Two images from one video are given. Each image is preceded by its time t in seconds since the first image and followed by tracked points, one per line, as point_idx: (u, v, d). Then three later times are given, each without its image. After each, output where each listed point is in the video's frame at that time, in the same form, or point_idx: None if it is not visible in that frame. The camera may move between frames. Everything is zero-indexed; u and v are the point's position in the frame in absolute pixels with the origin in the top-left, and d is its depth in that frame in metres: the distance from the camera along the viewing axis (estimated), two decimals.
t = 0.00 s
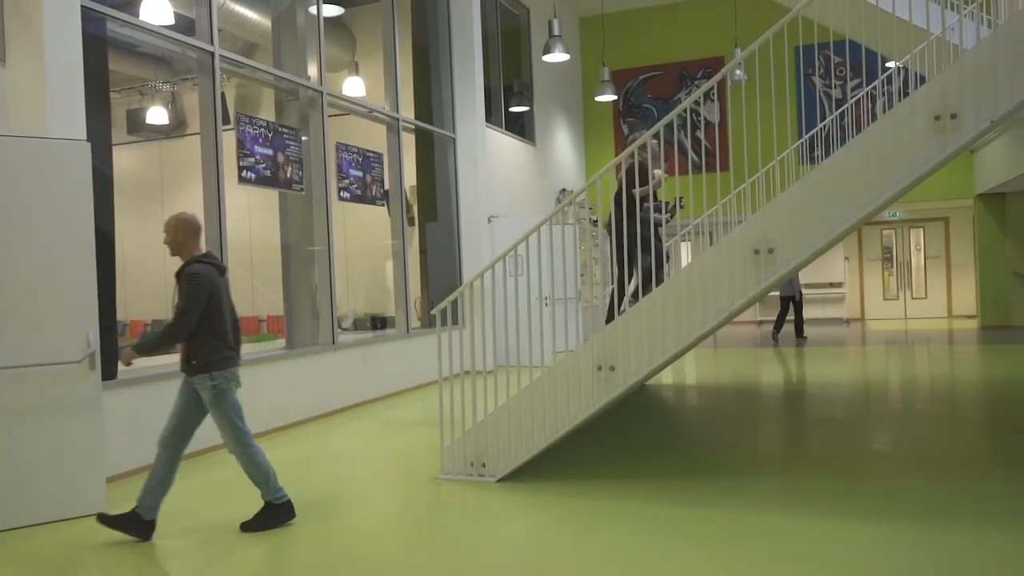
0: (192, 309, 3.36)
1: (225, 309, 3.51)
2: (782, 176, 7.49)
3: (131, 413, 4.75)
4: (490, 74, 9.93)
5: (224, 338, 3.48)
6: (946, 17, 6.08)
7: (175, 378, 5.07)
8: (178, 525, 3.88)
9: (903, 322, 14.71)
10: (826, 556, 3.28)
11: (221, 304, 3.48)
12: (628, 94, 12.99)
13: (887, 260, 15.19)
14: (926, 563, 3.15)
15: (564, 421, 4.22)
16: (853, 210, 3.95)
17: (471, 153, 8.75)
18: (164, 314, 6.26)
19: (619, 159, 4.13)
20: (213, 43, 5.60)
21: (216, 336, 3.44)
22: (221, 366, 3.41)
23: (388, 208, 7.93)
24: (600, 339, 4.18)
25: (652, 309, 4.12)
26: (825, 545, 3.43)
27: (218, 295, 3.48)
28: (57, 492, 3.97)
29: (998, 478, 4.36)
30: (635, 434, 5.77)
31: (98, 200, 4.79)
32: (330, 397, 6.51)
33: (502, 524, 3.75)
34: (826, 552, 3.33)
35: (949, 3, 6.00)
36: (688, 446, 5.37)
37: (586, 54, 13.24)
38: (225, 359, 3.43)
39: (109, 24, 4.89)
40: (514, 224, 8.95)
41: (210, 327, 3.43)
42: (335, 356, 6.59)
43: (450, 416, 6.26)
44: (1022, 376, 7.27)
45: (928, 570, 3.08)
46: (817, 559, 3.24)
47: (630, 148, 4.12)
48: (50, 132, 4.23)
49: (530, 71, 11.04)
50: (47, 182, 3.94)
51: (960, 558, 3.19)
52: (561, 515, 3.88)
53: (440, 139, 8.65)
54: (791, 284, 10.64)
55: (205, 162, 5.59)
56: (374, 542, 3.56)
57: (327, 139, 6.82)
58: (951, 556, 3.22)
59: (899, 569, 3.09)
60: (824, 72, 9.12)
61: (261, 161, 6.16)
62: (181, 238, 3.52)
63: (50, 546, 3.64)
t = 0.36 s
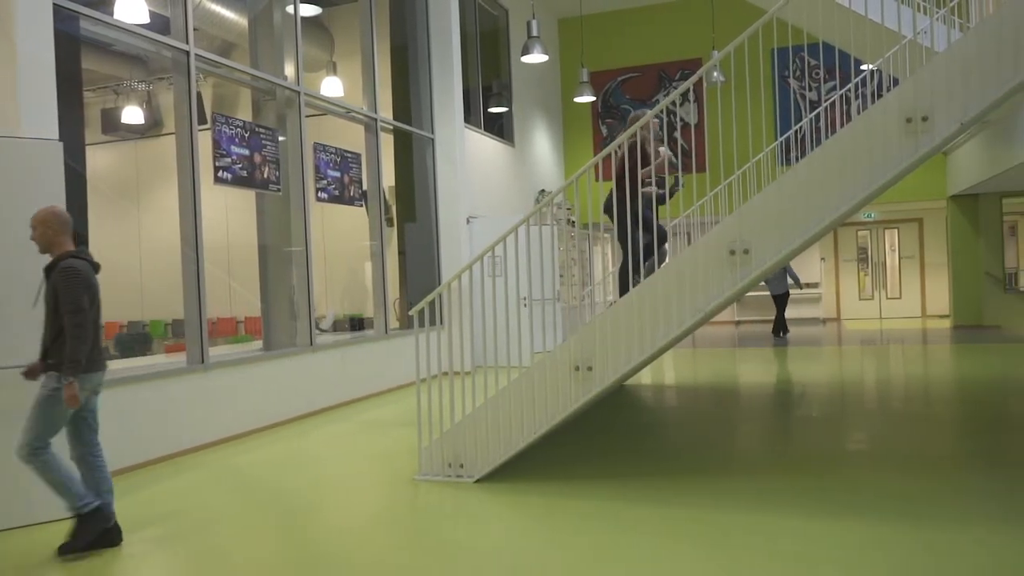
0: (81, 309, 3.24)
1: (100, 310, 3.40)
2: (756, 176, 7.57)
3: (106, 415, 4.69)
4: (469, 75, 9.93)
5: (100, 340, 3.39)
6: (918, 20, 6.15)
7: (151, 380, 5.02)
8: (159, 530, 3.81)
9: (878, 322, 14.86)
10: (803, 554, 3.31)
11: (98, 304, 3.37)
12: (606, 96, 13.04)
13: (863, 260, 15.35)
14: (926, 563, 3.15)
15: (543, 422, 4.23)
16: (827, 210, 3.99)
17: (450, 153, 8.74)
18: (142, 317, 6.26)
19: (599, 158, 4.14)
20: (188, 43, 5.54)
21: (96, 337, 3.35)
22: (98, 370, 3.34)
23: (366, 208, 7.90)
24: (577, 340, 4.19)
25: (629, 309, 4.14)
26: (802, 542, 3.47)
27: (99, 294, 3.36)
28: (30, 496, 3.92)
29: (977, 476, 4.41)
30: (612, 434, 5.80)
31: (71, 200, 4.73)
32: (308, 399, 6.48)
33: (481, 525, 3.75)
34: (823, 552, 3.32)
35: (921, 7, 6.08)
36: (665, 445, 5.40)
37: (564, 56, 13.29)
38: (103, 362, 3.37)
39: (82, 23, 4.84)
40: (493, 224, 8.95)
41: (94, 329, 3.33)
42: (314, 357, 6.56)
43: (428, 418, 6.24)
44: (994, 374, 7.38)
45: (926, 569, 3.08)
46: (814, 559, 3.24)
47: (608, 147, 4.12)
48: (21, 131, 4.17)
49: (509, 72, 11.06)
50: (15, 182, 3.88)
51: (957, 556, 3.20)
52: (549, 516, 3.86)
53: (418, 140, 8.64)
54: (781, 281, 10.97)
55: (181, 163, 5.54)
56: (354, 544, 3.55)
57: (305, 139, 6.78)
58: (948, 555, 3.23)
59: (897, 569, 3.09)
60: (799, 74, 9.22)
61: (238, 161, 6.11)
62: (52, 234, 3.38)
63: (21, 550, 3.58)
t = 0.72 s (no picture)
0: None
1: None
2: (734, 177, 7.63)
3: (81, 417, 4.64)
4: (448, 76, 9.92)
5: None
6: (893, 23, 6.23)
7: (128, 382, 4.96)
8: (138, 534, 3.75)
9: (855, 322, 14.99)
10: (781, 553, 3.33)
11: None
12: (586, 97, 13.08)
13: (840, 261, 15.50)
14: (919, 563, 3.15)
15: (522, 422, 4.24)
16: (804, 211, 4.03)
17: (429, 153, 8.71)
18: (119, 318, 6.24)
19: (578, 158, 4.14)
20: (165, 42, 5.48)
21: None
22: None
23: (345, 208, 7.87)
24: (555, 341, 4.20)
25: (608, 309, 4.15)
26: (780, 541, 3.49)
27: None
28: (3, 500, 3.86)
29: (950, 473, 4.47)
30: (591, 434, 5.81)
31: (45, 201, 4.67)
32: (287, 401, 6.44)
33: (461, 526, 3.74)
34: (815, 552, 3.33)
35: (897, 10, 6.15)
36: (644, 445, 5.42)
37: (544, 57, 13.32)
38: None
39: (56, 21, 4.78)
40: (473, 224, 8.94)
41: None
42: (293, 359, 6.52)
43: (407, 419, 6.23)
44: (969, 373, 7.47)
45: (918, 569, 3.09)
46: (805, 559, 3.24)
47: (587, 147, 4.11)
48: None
49: (489, 73, 11.06)
50: None
51: (948, 556, 3.21)
52: (532, 518, 3.85)
53: (398, 140, 8.62)
54: (769, 281, 11.31)
55: (157, 163, 5.49)
56: (333, 546, 3.53)
57: (283, 139, 6.73)
58: (937, 554, 3.25)
59: (889, 569, 3.10)
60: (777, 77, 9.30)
61: (215, 161, 6.07)
62: None
63: None
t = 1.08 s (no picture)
0: None
1: None
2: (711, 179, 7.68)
3: (55, 420, 4.58)
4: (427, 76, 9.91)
5: None
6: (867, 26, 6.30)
7: (102, 384, 4.90)
8: (112, 538, 3.71)
9: (832, 322, 15.04)
10: (758, 551, 3.35)
11: None
12: (565, 98, 13.11)
13: (818, 261, 15.64)
14: (904, 560, 3.17)
15: (501, 422, 4.24)
16: (780, 211, 4.06)
17: (409, 153, 8.69)
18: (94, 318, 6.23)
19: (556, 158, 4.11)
20: (140, 40, 5.42)
21: None
22: None
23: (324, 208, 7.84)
24: (534, 341, 4.21)
25: (587, 309, 4.16)
26: (757, 540, 3.52)
27: None
28: None
29: (923, 471, 4.53)
30: (569, 435, 5.82)
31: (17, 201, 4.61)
32: (264, 402, 6.40)
33: (440, 527, 3.73)
34: (808, 552, 3.33)
35: (870, 13, 6.22)
36: (622, 445, 5.44)
37: (523, 58, 13.34)
38: None
39: (28, 18, 4.72)
40: (452, 225, 8.92)
41: None
42: (271, 360, 6.48)
43: (386, 420, 6.21)
44: (943, 372, 7.56)
45: (900, 566, 3.11)
46: (791, 557, 3.25)
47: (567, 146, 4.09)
48: None
49: (469, 74, 11.06)
50: None
51: (932, 553, 3.24)
52: (513, 520, 3.84)
53: (377, 140, 8.59)
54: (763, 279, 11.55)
55: (132, 162, 5.43)
56: (311, 548, 3.50)
57: (261, 139, 6.68)
58: (929, 553, 3.25)
59: (884, 569, 3.10)
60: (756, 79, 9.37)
61: (191, 160, 6.01)
62: None
63: None
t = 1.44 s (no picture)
0: None
1: None
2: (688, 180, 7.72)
3: (29, 423, 4.53)
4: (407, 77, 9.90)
5: None
6: (841, 29, 6.36)
7: (77, 386, 4.85)
8: (88, 541, 3.67)
9: (808, 322, 15.06)
10: (735, 549, 3.39)
11: None
12: (545, 98, 13.14)
13: (795, 262, 15.79)
14: (875, 557, 3.22)
15: (481, 422, 4.24)
16: (758, 210, 4.10)
17: (389, 153, 8.68)
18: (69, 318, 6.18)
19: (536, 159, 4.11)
20: (115, 39, 5.37)
21: None
22: None
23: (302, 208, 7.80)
24: (513, 341, 4.21)
25: (565, 309, 4.18)
26: (735, 537, 3.55)
27: None
28: None
29: (896, 469, 4.59)
30: (548, 435, 5.83)
31: None
32: (242, 404, 6.36)
33: (420, 527, 3.73)
34: (795, 551, 3.34)
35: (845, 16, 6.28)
36: (600, 445, 5.46)
37: (502, 59, 13.36)
38: None
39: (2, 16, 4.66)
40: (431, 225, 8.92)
41: None
42: (249, 361, 6.44)
43: (364, 421, 6.19)
44: (916, 371, 7.68)
45: (874, 563, 3.16)
46: (767, 555, 3.30)
47: (547, 147, 4.08)
48: None
49: (449, 74, 11.05)
50: None
51: (903, 550, 3.29)
52: (493, 520, 3.85)
53: (356, 140, 8.56)
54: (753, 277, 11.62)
55: (108, 161, 5.38)
56: (290, 549, 3.49)
57: (238, 139, 6.64)
58: (918, 551, 3.27)
59: (871, 567, 3.11)
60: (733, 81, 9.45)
61: (167, 161, 5.96)
62: None
63: None
